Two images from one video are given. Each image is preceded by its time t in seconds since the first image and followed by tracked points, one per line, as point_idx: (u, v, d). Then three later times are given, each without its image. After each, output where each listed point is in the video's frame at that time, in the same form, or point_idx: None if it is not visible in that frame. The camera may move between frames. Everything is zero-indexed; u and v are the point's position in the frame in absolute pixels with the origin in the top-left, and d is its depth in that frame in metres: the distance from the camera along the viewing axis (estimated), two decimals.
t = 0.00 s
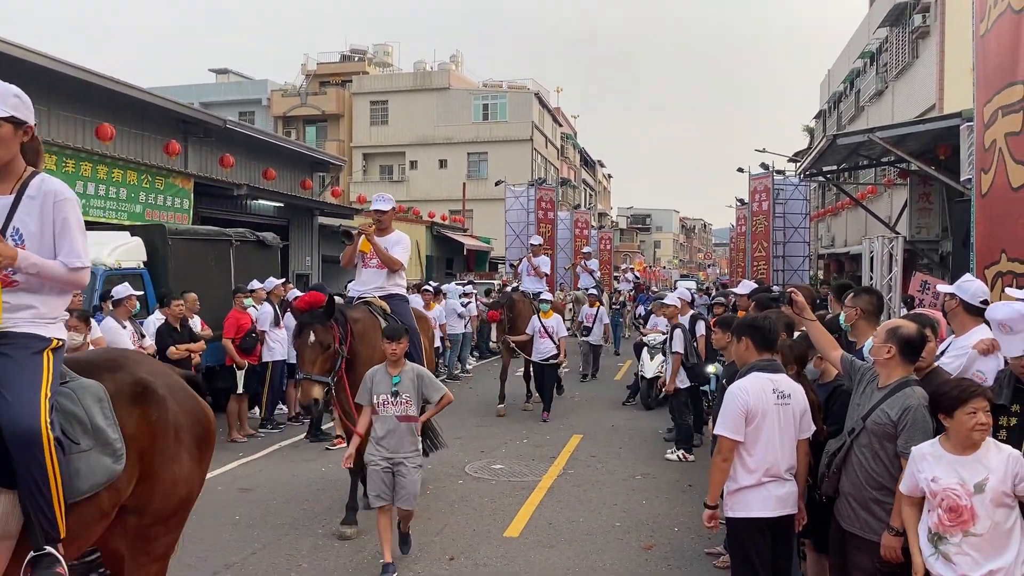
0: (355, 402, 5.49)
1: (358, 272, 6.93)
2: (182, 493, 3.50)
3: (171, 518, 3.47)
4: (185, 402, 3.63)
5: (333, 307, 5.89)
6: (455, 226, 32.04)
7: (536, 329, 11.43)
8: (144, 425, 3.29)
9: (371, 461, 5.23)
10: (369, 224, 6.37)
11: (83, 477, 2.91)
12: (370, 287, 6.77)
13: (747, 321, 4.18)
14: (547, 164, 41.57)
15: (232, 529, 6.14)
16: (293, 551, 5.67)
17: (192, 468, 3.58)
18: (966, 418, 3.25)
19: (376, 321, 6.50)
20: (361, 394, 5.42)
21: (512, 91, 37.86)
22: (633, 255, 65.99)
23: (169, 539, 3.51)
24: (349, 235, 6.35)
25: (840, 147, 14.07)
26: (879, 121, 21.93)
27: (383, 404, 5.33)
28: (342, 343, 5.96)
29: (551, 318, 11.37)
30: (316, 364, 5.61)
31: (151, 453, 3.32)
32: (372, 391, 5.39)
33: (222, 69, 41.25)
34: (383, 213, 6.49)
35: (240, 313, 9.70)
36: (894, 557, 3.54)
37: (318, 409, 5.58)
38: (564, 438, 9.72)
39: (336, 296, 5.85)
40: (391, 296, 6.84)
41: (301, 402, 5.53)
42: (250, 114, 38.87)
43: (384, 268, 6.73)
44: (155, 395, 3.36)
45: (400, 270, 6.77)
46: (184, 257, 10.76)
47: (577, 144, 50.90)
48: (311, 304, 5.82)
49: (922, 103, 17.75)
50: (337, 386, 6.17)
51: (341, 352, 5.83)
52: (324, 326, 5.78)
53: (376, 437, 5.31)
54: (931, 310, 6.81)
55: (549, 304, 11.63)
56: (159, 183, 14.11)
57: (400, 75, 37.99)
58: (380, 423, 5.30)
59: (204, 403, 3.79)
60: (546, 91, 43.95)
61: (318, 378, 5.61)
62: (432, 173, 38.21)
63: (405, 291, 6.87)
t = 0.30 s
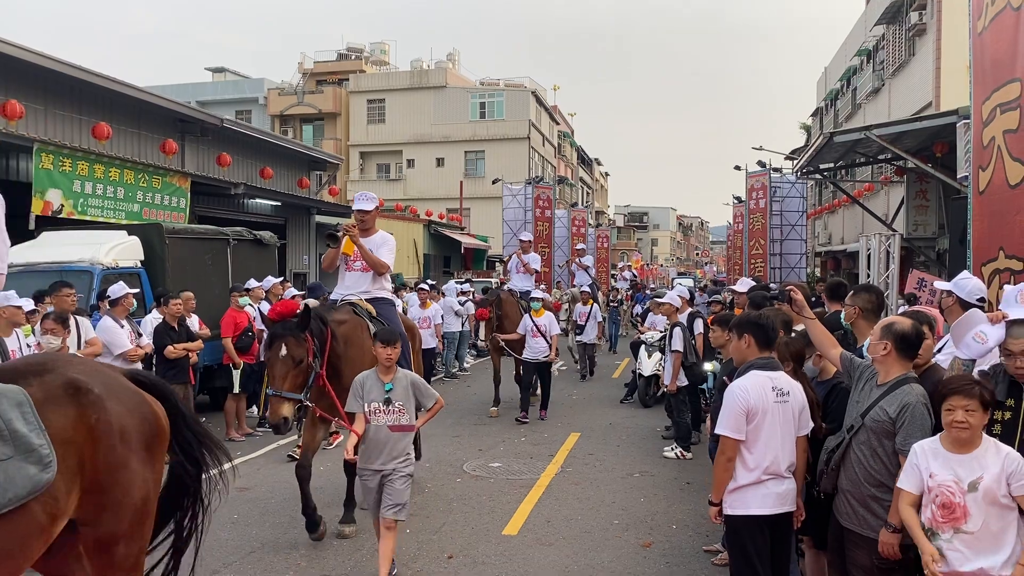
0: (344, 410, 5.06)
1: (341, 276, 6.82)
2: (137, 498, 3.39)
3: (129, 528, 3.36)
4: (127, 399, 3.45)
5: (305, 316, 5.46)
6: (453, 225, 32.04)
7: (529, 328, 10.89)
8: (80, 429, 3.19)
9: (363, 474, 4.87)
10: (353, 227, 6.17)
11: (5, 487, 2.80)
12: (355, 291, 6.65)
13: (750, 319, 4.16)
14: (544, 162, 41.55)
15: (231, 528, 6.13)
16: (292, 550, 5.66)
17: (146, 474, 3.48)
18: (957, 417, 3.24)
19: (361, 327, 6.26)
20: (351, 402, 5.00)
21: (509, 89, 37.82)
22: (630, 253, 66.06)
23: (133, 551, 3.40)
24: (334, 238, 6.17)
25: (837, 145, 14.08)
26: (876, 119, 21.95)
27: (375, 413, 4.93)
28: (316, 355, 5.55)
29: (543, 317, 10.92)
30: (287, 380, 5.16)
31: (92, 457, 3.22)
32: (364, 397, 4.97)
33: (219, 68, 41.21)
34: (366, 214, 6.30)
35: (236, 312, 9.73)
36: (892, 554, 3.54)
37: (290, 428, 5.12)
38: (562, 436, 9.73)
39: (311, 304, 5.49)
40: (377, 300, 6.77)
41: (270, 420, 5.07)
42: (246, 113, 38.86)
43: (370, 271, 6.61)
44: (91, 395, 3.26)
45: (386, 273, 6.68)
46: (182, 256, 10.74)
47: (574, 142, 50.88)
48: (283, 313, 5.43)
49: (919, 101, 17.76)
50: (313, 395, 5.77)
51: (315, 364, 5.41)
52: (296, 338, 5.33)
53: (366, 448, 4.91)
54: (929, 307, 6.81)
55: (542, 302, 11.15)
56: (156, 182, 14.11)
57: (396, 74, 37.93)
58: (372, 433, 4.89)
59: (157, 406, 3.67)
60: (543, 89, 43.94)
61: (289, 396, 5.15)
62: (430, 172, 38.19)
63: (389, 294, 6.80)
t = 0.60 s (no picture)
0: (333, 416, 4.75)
1: (323, 272, 6.29)
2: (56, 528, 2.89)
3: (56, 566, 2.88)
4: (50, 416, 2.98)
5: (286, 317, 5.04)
6: (451, 224, 32.04)
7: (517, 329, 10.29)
8: None
9: (353, 485, 4.54)
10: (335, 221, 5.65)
11: None
12: (335, 289, 6.14)
13: (751, 317, 4.15)
14: (542, 160, 41.57)
15: (229, 528, 6.12)
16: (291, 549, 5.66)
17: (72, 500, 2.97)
18: (952, 411, 3.25)
19: (345, 335, 5.75)
20: (342, 407, 4.69)
21: (507, 87, 37.79)
22: (628, 251, 66.10)
23: None
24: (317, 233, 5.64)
25: (835, 143, 14.08)
26: (874, 117, 21.96)
27: (367, 420, 4.62)
28: (294, 361, 5.10)
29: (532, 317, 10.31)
30: (261, 383, 4.74)
31: None
32: (356, 403, 4.66)
33: (216, 67, 41.16)
34: (346, 206, 5.77)
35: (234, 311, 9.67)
36: (890, 551, 3.55)
37: (260, 435, 4.70)
38: (561, 435, 9.74)
39: (293, 307, 5.05)
40: (359, 298, 6.23)
41: (240, 426, 4.65)
42: (244, 112, 38.85)
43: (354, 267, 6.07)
44: None
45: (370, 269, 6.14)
46: (180, 256, 10.72)
47: (571, 141, 50.90)
48: (261, 314, 4.99)
49: (917, 99, 17.75)
50: (291, 404, 5.26)
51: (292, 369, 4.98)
52: (274, 340, 4.92)
53: (357, 457, 4.60)
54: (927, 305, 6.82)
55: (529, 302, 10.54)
56: (153, 182, 14.10)
57: (394, 73, 37.89)
58: (362, 441, 4.59)
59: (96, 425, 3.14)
60: (541, 87, 43.90)
61: (263, 399, 4.74)
62: (428, 171, 38.17)
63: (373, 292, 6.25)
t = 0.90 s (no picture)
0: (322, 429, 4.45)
1: (304, 274, 5.83)
2: None
3: None
4: None
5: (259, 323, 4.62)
6: (450, 224, 32.04)
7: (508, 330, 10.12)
8: None
9: (343, 505, 4.22)
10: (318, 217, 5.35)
11: None
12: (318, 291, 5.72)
13: (750, 316, 4.15)
14: (541, 160, 41.58)
15: (229, 528, 6.12)
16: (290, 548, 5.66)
17: None
18: (950, 410, 3.26)
19: (321, 334, 5.38)
20: (331, 420, 4.39)
21: (506, 87, 37.78)
22: (628, 251, 66.15)
23: None
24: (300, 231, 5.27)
25: (835, 142, 14.08)
26: (873, 117, 21.97)
27: (358, 434, 4.30)
28: (272, 368, 4.75)
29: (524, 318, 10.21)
30: (242, 398, 4.39)
31: None
32: (345, 417, 4.35)
33: (216, 67, 41.19)
34: (329, 203, 5.48)
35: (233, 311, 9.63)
36: (887, 550, 3.56)
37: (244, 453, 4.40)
38: (560, 434, 9.74)
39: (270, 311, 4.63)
40: (342, 303, 5.81)
41: (222, 446, 4.33)
42: (243, 112, 38.90)
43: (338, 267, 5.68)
44: None
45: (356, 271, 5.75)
46: (178, 255, 10.71)
47: (571, 141, 50.93)
48: (233, 321, 4.54)
49: (916, 98, 17.75)
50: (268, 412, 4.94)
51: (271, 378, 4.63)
52: (251, 350, 4.54)
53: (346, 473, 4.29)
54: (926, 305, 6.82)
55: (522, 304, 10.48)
56: (152, 181, 14.11)
57: (394, 72, 37.89)
58: (350, 457, 4.28)
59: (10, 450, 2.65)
60: (540, 87, 43.90)
61: (245, 415, 4.39)
62: (427, 170, 38.16)
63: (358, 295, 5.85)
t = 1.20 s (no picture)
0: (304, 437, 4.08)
1: (290, 273, 5.51)
2: None
3: None
4: None
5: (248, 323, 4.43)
6: (451, 224, 32.02)
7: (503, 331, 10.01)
8: None
9: (329, 519, 3.94)
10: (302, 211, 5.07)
11: None
12: (303, 290, 5.40)
13: (752, 315, 4.14)
14: (542, 160, 41.56)
15: (229, 527, 6.12)
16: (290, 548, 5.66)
17: None
18: (952, 410, 3.26)
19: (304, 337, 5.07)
20: (313, 427, 4.02)
21: (507, 86, 37.75)
22: (629, 251, 66.10)
23: None
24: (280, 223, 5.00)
25: (835, 142, 14.06)
26: (874, 116, 21.96)
27: (344, 444, 3.97)
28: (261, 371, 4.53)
29: (518, 318, 9.97)
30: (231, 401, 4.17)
31: None
32: (330, 424, 3.99)
33: (216, 66, 41.24)
34: (317, 197, 5.22)
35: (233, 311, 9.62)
36: (886, 550, 3.55)
37: (234, 461, 4.13)
38: (561, 433, 9.73)
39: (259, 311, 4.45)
40: (328, 303, 5.47)
41: (210, 453, 4.05)
42: (244, 111, 38.95)
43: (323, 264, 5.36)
44: None
45: (343, 269, 5.42)
46: (178, 255, 10.70)
47: (571, 140, 50.92)
48: (221, 320, 4.36)
49: (917, 97, 17.71)
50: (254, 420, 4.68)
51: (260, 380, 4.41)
52: (241, 350, 4.35)
53: (332, 484, 3.98)
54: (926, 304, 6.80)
55: (517, 303, 10.20)
56: (152, 181, 14.11)
57: (394, 72, 37.89)
58: (337, 468, 3.96)
59: None
60: (540, 86, 43.88)
61: (234, 419, 4.16)
62: (427, 170, 38.16)
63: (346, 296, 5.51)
